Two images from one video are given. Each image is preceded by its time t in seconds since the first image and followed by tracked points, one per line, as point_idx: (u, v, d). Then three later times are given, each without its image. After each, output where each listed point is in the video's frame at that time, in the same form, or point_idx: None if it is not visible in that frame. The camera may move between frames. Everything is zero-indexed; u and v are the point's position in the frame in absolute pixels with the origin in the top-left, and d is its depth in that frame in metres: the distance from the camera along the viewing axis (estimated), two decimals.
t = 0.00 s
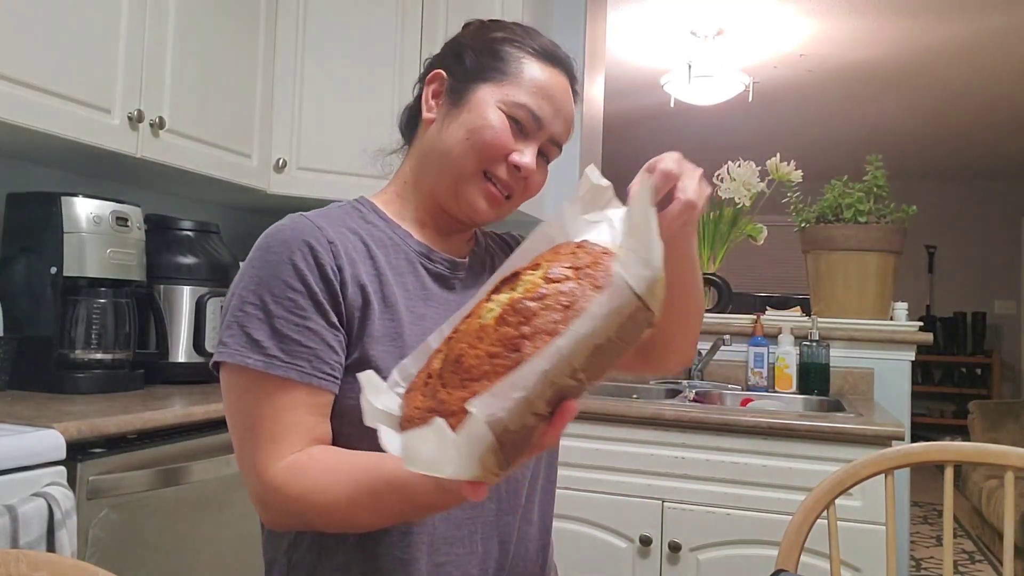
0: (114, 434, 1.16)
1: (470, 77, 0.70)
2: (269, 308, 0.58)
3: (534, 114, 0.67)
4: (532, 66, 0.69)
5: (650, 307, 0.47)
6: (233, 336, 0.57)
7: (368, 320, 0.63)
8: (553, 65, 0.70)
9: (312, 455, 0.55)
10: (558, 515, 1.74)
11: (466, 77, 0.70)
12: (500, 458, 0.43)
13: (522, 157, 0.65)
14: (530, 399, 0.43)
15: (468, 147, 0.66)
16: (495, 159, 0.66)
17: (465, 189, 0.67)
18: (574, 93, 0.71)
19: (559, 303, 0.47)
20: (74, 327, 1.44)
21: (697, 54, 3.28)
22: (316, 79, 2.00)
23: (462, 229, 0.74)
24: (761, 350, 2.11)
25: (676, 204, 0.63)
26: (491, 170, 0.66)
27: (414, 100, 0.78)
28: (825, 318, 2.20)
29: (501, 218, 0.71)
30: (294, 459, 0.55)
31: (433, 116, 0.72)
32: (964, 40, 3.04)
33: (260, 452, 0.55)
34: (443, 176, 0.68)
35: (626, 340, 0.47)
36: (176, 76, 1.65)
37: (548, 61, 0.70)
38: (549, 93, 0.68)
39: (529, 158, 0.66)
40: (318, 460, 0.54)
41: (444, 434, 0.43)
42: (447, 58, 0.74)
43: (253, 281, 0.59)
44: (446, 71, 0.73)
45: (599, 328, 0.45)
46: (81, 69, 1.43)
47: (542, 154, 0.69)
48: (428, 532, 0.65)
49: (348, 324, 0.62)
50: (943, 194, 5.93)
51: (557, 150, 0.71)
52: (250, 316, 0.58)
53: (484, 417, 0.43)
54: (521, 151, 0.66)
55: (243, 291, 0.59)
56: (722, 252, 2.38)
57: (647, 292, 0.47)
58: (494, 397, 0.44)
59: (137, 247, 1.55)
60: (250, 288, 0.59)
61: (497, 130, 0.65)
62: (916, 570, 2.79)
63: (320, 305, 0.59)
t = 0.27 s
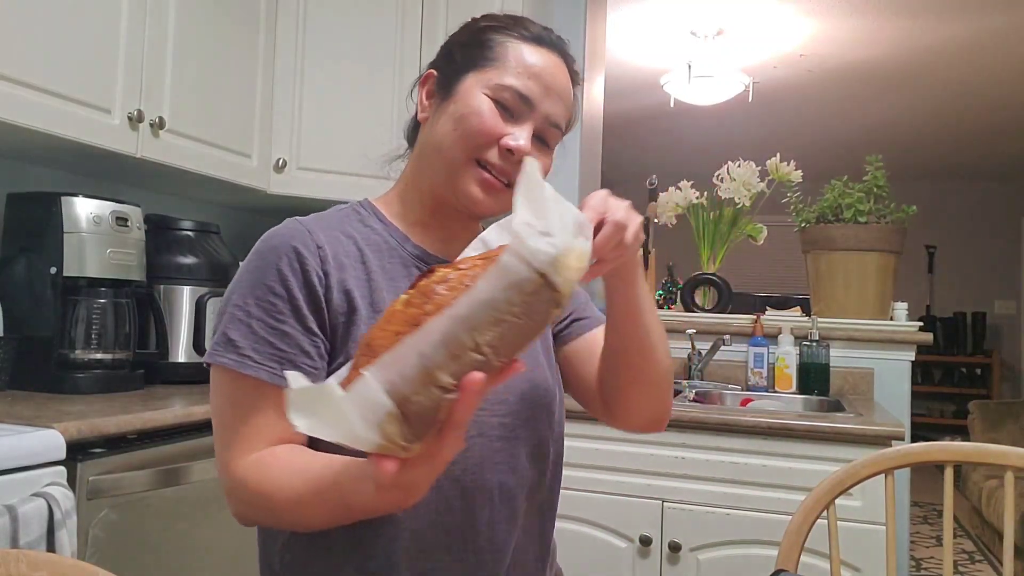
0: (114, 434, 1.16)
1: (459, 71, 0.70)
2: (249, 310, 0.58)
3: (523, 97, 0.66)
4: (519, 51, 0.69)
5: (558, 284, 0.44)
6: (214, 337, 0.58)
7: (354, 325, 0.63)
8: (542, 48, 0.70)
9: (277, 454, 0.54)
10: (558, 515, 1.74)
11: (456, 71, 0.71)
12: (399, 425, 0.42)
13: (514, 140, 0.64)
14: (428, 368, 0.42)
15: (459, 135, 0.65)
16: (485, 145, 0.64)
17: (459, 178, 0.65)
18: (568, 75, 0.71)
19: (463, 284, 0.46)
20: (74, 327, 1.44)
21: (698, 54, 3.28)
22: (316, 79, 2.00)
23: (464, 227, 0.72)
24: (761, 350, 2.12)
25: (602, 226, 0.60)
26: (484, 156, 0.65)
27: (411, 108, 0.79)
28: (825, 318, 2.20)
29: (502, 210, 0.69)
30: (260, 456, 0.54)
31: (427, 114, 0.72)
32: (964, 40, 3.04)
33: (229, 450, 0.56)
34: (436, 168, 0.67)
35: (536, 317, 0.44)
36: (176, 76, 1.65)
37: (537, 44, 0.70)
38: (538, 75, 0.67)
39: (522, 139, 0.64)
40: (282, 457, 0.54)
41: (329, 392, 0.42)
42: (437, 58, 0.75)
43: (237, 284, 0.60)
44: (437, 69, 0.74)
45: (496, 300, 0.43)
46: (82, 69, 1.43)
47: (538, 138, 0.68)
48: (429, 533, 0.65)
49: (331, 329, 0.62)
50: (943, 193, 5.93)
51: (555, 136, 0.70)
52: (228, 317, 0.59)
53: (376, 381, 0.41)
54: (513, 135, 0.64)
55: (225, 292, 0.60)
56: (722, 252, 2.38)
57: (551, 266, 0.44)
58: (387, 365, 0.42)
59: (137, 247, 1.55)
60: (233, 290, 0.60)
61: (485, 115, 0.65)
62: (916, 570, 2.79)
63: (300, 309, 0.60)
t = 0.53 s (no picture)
0: (114, 434, 1.16)
1: (454, 76, 0.70)
2: (237, 314, 0.60)
3: (516, 102, 0.66)
4: (512, 53, 0.68)
5: (521, 310, 0.46)
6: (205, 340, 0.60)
7: (342, 331, 0.64)
8: (538, 48, 0.69)
9: (262, 454, 0.57)
10: (558, 516, 1.74)
11: (451, 75, 0.71)
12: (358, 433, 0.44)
13: (507, 148, 0.64)
14: (387, 382, 0.44)
15: (452, 145, 0.65)
16: (479, 152, 0.65)
17: (453, 188, 0.66)
18: (567, 75, 0.70)
19: (429, 303, 0.49)
20: (74, 327, 1.43)
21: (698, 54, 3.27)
22: (315, 79, 2.00)
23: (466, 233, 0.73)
24: (761, 350, 2.12)
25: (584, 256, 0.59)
26: (477, 166, 0.65)
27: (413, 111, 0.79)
28: (825, 318, 2.20)
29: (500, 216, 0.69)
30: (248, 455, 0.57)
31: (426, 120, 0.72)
32: (964, 40, 3.04)
33: (214, 451, 0.59)
34: (431, 177, 0.68)
35: (495, 341, 0.46)
36: (176, 76, 1.65)
37: (533, 45, 0.69)
38: (532, 78, 0.67)
39: (514, 146, 0.64)
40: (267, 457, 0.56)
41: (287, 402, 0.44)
42: (434, 61, 0.75)
43: (229, 289, 0.62)
44: (434, 72, 0.74)
45: (457, 321, 0.45)
46: (81, 69, 1.43)
47: (532, 143, 0.67)
48: (427, 533, 0.65)
49: (318, 334, 0.64)
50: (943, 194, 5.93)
51: (552, 139, 0.70)
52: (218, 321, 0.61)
53: (335, 392, 0.44)
54: (506, 143, 0.64)
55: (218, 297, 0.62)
56: (722, 252, 2.38)
57: (515, 292, 0.46)
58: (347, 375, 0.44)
59: (137, 247, 1.55)
60: (225, 295, 0.62)
61: (477, 124, 0.65)
62: (916, 571, 2.78)
63: (286, 314, 0.61)
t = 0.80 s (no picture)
0: (114, 435, 1.15)
1: (450, 76, 0.70)
2: (232, 319, 0.61)
3: (510, 103, 0.66)
4: (508, 53, 0.68)
5: (520, 334, 0.47)
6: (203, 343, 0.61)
7: (336, 333, 0.64)
8: (534, 47, 0.69)
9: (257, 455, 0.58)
10: (558, 516, 1.74)
11: (447, 75, 0.71)
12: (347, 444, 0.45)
13: (501, 150, 0.64)
14: (378, 399, 0.45)
15: (447, 147, 0.65)
16: (474, 155, 0.65)
17: (449, 191, 0.66)
18: (563, 74, 0.70)
19: (429, 318, 0.49)
20: (74, 327, 1.43)
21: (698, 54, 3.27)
22: (315, 79, 2.00)
23: (464, 234, 0.72)
24: (761, 351, 2.12)
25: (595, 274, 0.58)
26: (473, 168, 0.65)
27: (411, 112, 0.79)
28: (825, 318, 2.20)
29: (497, 218, 0.69)
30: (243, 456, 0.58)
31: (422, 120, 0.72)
32: (964, 40, 3.04)
33: (210, 449, 0.59)
34: (427, 180, 0.68)
35: (490, 362, 0.47)
36: (176, 76, 1.65)
37: (529, 44, 0.69)
38: (526, 78, 0.66)
39: (509, 149, 0.64)
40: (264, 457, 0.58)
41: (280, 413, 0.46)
42: (431, 61, 0.75)
43: (227, 292, 0.63)
44: (430, 72, 0.74)
45: (454, 342, 0.46)
46: (81, 69, 1.43)
47: (528, 145, 0.67)
48: (425, 533, 0.65)
49: (311, 338, 0.64)
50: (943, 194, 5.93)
51: (549, 140, 0.69)
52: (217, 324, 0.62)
53: (326, 403, 0.45)
54: (501, 145, 0.64)
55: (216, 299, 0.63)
56: (722, 252, 2.38)
57: (517, 316, 0.46)
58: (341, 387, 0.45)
59: (137, 247, 1.55)
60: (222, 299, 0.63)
61: (472, 126, 0.65)
62: (916, 571, 2.78)
63: (278, 319, 0.62)
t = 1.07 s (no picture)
0: (114, 435, 1.16)
1: (445, 76, 0.70)
2: (229, 318, 0.62)
3: (504, 103, 0.66)
4: (501, 52, 0.68)
5: (499, 345, 0.47)
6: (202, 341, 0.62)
7: (332, 333, 0.64)
8: (528, 45, 0.69)
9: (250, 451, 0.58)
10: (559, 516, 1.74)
11: (442, 75, 0.71)
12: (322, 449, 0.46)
13: (495, 149, 0.64)
14: (355, 404, 0.45)
15: (441, 147, 0.65)
16: (467, 154, 0.65)
17: (443, 191, 0.66)
18: (559, 72, 0.69)
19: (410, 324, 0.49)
20: (74, 327, 1.43)
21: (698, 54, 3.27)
22: (315, 79, 2.00)
23: (461, 234, 0.72)
24: (761, 351, 2.12)
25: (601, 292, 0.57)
26: (467, 168, 0.65)
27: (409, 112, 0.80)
28: (825, 318, 2.20)
29: (493, 218, 0.69)
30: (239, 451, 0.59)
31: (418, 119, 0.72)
32: (964, 40, 3.04)
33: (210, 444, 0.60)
34: (422, 180, 0.68)
35: (469, 372, 0.47)
36: (176, 76, 1.65)
37: (523, 43, 0.69)
38: (520, 77, 0.66)
39: (502, 148, 0.64)
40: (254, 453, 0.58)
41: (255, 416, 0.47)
42: (427, 61, 0.75)
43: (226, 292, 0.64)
44: (427, 72, 0.74)
45: (432, 350, 0.45)
46: (81, 69, 1.43)
47: (523, 144, 0.67)
48: (423, 532, 0.65)
49: (307, 336, 0.64)
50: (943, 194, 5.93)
51: (544, 139, 0.69)
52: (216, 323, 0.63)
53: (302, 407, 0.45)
54: (494, 144, 0.64)
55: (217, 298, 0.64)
56: (722, 252, 2.38)
57: (498, 329, 0.46)
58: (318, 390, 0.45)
59: (137, 247, 1.55)
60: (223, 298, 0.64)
61: (465, 125, 0.65)
62: (916, 571, 2.79)
63: (273, 318, 0.62)
